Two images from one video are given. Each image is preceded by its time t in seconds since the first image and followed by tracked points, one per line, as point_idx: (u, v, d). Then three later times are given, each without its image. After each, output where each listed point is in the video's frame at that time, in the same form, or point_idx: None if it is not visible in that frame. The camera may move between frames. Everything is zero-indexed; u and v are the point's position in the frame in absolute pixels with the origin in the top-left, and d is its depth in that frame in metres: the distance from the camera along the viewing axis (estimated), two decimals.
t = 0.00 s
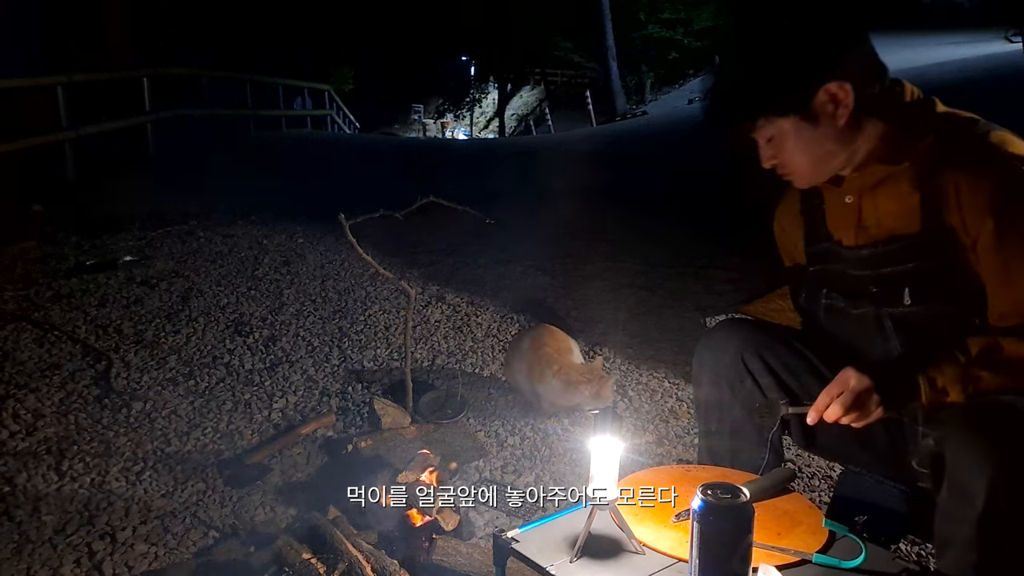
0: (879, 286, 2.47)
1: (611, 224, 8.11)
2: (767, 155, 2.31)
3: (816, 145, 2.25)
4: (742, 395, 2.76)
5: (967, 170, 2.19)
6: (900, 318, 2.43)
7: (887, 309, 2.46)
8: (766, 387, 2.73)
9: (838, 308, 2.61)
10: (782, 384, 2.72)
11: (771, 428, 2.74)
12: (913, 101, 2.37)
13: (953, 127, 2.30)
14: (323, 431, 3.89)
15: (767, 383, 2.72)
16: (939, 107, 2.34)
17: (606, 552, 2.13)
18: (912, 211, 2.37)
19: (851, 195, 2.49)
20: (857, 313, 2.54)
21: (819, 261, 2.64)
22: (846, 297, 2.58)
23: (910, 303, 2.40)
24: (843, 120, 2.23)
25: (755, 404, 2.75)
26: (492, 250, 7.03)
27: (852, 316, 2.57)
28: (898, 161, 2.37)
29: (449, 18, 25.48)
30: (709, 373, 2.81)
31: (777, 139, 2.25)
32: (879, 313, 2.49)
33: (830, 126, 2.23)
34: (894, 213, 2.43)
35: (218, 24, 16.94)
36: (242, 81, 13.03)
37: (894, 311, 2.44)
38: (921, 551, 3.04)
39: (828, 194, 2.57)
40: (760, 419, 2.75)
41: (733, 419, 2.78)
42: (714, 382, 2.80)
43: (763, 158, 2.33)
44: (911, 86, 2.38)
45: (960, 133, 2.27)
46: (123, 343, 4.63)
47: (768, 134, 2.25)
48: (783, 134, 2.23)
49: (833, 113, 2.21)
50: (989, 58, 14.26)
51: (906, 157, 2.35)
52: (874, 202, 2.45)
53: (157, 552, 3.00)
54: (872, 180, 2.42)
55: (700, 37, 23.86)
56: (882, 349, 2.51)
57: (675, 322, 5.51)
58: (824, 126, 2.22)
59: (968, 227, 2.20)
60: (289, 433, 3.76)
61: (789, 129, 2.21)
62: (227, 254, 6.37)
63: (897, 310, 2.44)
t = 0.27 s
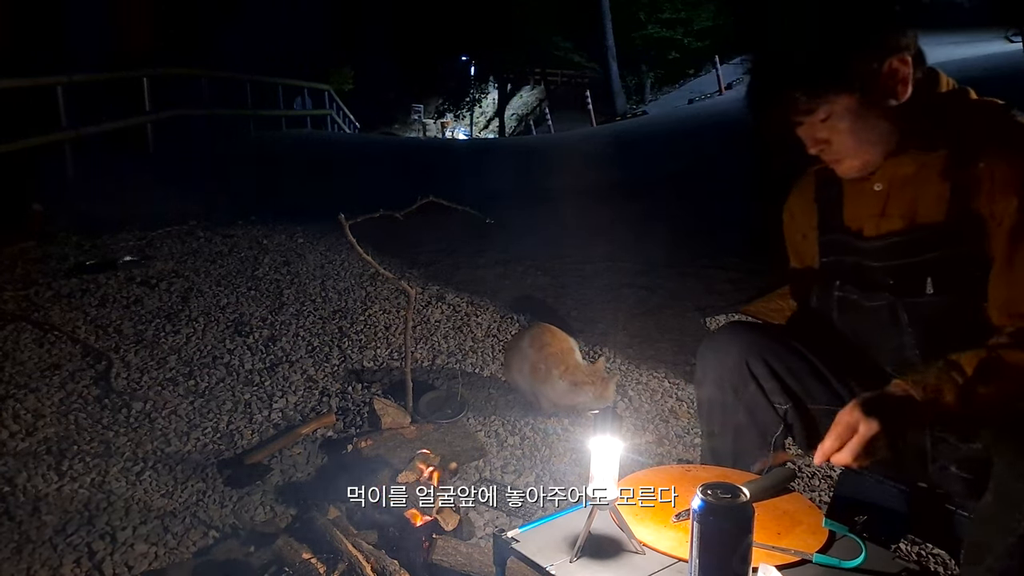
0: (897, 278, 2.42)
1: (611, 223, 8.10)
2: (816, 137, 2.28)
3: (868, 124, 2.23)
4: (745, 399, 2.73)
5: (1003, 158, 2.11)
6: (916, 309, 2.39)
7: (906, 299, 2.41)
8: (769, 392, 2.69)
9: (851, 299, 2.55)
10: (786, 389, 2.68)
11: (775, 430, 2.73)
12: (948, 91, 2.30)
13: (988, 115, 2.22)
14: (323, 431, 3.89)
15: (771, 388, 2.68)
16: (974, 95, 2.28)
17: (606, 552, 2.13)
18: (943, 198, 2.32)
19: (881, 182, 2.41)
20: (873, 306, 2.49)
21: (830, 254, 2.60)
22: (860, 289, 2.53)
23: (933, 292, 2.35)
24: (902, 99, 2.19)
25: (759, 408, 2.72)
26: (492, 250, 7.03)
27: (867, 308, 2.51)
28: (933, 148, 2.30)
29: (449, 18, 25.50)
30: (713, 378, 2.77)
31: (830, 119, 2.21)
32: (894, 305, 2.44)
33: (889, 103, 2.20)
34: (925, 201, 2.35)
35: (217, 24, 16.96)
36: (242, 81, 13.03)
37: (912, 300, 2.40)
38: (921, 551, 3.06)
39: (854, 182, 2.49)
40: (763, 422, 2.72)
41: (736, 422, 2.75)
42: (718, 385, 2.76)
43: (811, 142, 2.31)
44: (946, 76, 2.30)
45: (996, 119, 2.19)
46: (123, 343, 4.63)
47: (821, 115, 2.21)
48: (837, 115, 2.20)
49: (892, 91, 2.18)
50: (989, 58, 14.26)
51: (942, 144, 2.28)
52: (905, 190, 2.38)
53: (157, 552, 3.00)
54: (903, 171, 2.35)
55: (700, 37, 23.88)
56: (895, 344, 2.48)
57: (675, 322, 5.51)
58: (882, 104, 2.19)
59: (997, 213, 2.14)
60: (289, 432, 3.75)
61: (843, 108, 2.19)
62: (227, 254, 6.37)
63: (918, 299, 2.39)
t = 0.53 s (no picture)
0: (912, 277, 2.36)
1: (611, 223, 8.10)
2: (829, 131, 2.26)
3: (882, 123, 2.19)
4: (753, 406, 2.65)
5: None
6: (931, 311, 2.34)
7: (922, 299, 2.35)
8: (777, 400, 2.62)
9: (866, 298, 2.51)
10: (795, 397, 2.61)
11: (781, 437, 2.64)
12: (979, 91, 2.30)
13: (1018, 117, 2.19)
14: (323, 431, 3.88)
15: (780, 396, 2.61)
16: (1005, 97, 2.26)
17: (606, 552, 2.13)
18: (966, 198, 2.27)
19: (903, 179, 2.34)
20: (886, 305, 2.44)
21: (845, 249, 2.56)
22: (874, 287, 2.48)
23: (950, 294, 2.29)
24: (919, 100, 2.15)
25: (766, 416, 2.64)
26: (492, 250, 7.02)
27: (881, 306, 2.46)
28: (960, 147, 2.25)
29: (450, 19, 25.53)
30: (720, 382, 2.69)
31: (844, 115, 2.20)
32: (909, 305, 2.38)
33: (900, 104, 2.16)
34: (949, 200, 2.29)
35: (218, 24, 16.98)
36: (242, 80, 13.03)
37: (928, 301, 2.34)
38: (921, 551, 3.07)
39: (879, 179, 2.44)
40: (769, 430, 2.64)
41: (742, 429, 2.67)
42: (724, 388, 2.67)
43: (824, 135, 2.28)
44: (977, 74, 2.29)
45: None
46: (123, 343, 4.63)
47: (835, 109, 2.19)
48: (853, 110, 2.17)
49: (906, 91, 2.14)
50: (988, 58, 14.30)
51: (971, 143, 2.24)
52: (928, 188, 2.31)
53: (157, 552, 3.00)
54: (929, 169, 2.29)
55: (699, 37, 23.93)
56: (906, 344, 2.43)
57: (675, 322, 5.51)
58: (893, 104, 2.16)
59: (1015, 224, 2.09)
60: (289, 433, 3.75)
61: (860, 104, 2.15)
62: (226, 254, 6.37)
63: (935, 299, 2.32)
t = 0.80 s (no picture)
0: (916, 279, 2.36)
1: (611, 224, 8.10)
2: (820, 130, 2.27)
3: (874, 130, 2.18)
4: (757, 410, 2.64)
5: None
6: (935, 312, 2.33)
7: (926, 300, 2.35)
8: (781, 404, 2.61)
9: (870, 296, 2.51)
10: (800, 400, 2.60)
11: (784, 441, 2.62)
12: (989, 91, 2.28)
13: None
14: (323, 431, 3.89)
15: (784, 400, 2.60)
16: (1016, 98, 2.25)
17: (606, 552, 2.13)
18: (973, 202, 2.26)
19: (908, 178, 2.34)
20: (891, 304, 2.44)
21: (854, 246, 2.56)
22: (880, 286, 2.49)
23: (953, 296, 2.29)
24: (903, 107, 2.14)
25: (769, 420, 2.62)
26: (492, 250, 7.02)
27: (886, 306, 2.46)
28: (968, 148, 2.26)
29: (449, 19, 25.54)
30: (725, 388, 2.67)
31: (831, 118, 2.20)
32: (912, 305, 2.38)
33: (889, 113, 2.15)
34: (955, 203, 2.29)
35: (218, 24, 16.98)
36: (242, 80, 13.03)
37: (932, 302, 2.34)
38: (921, 551, 3.08)
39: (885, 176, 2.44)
40: (773, 434, 2.62)
41: (745, 432, 2.66)
42: (728, 391, 2.67)
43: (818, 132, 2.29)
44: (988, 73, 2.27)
45: None
46: (123, 343, 4.63)
47: (821, 110, 2.20)
48: (837, 113, 2.17)
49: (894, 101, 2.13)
50: (987, 58, 14.32)
51: (979, 145, 2.24)
52: (934, 189, 2.32)
53: (157, 552, 3.00)
54: (936, 169, 2.30)
55: (699, 37, 23.94)
56: (909, 345, 2.42)
57: (675, 322, 5.51)
58: (881, 113, 2.15)
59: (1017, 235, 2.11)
60: (289, 433, 3.76)
61: (843, 110, 2.16)
62: (226, 254, 6.37)
63: (938, 301, 2.32)
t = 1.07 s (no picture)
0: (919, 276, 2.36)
1: (611, 224, 8.10)
2: (824, 126, 2.27)
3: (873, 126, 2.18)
4: (757, 411, 2.64)
5: None
6: (937, 311, 2.32)
7: (929, 297, 2.34)
8: (782, 404, 2.62)
9: (873, 294, 2.51)
10: (800, 401, 2.61)
11: (784, 441, 2.62)
12: (994, 92, 2.32)
13: None
14: (323, 431, 3.89)
15: (785, 400, 2.61)
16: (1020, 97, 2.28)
17: (606, 552, 2.13)
18: (978, 199, 2.26)
19: (913, 175, 2.36)
20: (893, 302, 2.44)
21: (855, 243, 2.57)
22: (882, 283, 2.49)
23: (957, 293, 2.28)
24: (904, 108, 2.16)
25: (770, 421, 2.63)
26: (492, 250, 7.02)
27: (888, 304, 2.46)
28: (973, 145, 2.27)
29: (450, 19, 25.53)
30: (725, 388, 2.67)
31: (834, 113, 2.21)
32: (915, 303, 2.37)
33: (890, 111, 2.16)
34: (960, 199, 2.30)
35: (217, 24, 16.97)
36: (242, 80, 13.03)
37: (934, 299, 2.33)
38: (921, 551, 3.09)
39: (890, 174, 2.45)
40: (773, 435, 2.63)
41: (745, 432, 2.66)
42: (728, 391, 2.67)
43: (821, 128, 2.29)
44: (994, 73, 2.31)
45: None
46: (123, 343, 4.63)
47: (825, 105, 2.22)
48: (841, 109, 2.18)
49: (894, 99, 2.15)
50: (988, 57, 14.32)
51: (983, 142, 2.26)
52: (938, 186, 2.33)
53: (157, 552, 3.00)
54: (941, 166, 2.31)
55: (700, 37, 23.95)
56: (911, 343, 2.41)
57: (675, 322, 5.51)
58: (883, 110, 2.16)
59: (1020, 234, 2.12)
60: (289, 433, 3.76)
61: (847, 105, 2.17)
62: (226, 254, 6.37)
63: (941, 299, 2.31)
